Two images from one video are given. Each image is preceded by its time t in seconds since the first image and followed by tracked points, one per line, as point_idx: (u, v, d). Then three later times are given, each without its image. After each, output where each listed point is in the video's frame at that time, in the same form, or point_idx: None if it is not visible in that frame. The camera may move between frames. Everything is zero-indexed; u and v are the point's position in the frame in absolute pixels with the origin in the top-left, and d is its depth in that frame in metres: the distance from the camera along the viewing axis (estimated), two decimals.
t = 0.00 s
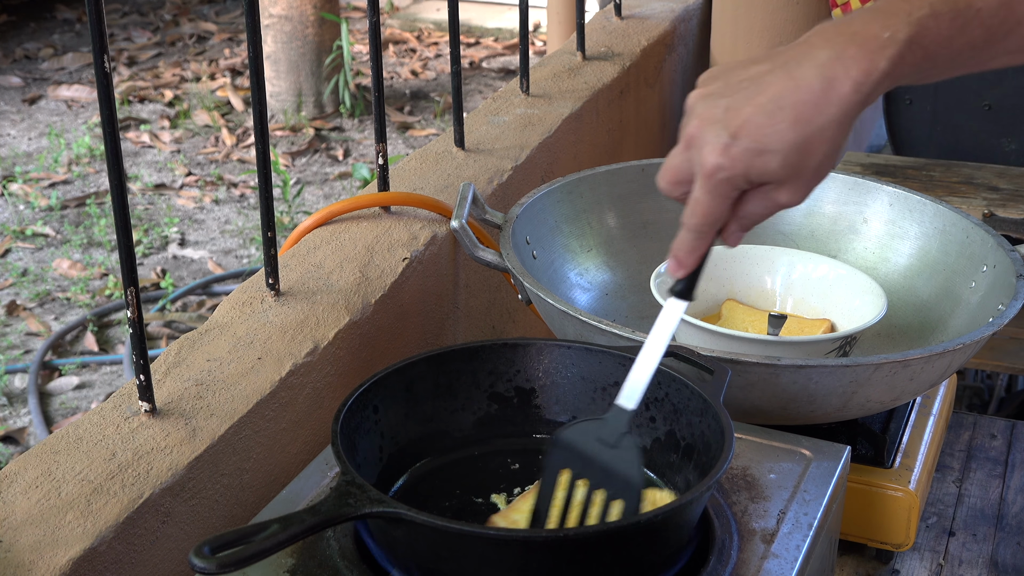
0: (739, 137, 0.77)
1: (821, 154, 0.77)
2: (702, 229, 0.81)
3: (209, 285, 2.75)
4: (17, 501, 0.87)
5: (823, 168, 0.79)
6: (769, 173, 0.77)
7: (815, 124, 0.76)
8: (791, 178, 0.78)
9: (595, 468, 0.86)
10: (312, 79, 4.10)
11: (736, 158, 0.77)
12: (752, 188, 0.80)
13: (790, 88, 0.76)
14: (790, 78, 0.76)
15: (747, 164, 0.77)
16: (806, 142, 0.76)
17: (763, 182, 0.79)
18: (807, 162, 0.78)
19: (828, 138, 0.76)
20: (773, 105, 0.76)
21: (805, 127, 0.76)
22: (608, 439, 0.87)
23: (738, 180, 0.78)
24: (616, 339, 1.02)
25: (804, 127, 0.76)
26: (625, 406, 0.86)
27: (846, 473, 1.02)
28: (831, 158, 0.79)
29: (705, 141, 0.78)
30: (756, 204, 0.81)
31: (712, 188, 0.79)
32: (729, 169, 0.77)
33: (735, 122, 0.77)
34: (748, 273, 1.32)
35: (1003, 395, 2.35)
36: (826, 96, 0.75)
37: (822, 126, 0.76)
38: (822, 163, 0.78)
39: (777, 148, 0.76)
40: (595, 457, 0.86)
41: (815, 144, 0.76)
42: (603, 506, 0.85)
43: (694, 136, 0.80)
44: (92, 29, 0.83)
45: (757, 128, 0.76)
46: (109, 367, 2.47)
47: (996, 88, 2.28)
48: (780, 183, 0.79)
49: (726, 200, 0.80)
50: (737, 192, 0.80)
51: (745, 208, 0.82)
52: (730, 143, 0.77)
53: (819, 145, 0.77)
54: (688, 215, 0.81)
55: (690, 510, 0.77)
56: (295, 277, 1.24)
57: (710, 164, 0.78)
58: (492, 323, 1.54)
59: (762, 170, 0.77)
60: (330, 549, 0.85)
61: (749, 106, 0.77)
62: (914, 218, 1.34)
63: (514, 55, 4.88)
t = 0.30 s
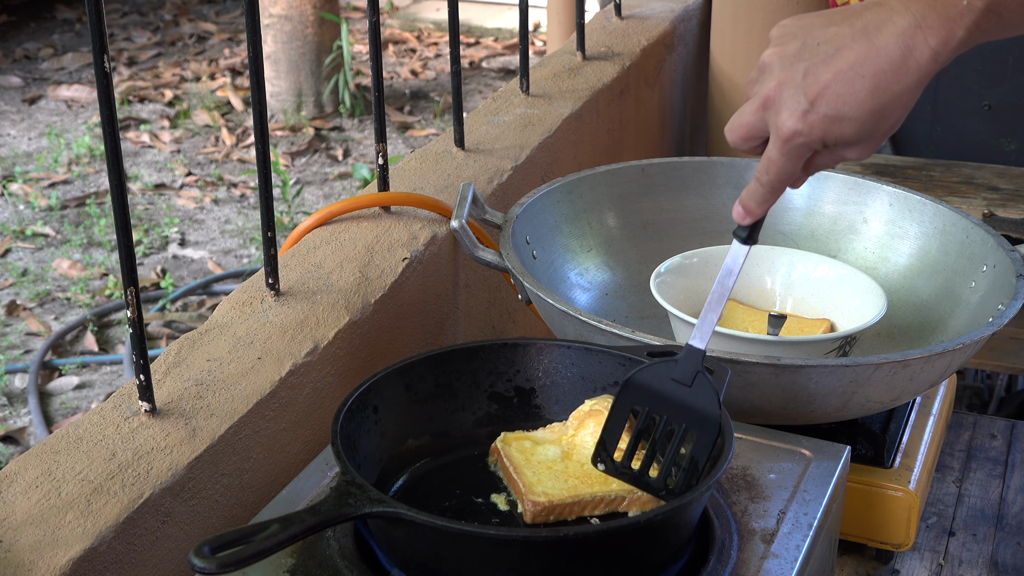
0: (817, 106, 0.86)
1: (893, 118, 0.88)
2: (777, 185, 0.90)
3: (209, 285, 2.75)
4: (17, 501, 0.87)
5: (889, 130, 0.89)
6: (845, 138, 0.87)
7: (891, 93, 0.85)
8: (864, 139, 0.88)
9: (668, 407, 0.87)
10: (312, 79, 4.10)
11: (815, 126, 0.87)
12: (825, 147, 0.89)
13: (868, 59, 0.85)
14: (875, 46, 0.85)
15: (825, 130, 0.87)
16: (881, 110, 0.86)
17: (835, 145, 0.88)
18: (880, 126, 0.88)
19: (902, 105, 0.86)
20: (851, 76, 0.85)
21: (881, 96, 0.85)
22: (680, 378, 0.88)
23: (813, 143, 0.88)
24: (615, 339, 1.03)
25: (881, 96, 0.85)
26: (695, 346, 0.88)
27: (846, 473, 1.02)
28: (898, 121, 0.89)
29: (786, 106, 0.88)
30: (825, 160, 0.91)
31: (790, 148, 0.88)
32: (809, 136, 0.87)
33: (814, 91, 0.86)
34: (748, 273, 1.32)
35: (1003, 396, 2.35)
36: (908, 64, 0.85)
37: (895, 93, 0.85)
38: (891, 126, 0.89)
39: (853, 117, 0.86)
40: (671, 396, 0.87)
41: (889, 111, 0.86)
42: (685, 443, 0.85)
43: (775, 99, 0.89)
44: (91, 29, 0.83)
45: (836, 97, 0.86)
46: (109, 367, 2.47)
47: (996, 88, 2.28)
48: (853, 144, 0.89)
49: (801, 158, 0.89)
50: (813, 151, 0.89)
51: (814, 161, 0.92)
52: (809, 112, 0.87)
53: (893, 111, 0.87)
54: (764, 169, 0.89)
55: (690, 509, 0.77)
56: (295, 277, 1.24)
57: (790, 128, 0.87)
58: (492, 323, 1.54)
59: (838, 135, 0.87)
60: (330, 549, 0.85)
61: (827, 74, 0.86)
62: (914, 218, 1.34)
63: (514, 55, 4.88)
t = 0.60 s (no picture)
0: (825, 91, 0.95)
1: (907, 101, 0.94)
2: (788, 177, 1.00)
3: (209, 285, 2.75)
4: (17, 501, 0.87)
5: (908, 118, 0.95)
6: (854, 120, 0.94)
7: (901, 74, 0.93)
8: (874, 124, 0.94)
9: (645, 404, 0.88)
10: (312, 79, 4.10)
11: (823, 108, 0.95)
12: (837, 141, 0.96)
13: (882, 44, 0.94)
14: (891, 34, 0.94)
15: (833, 112, 0.94)
16: (891, 90, 0.93)
17: (847, 132, 0.95)
18: (894, 108, 0.94)
19: (914, 86, 0.93)
20: (861, 60, 0.94)
21: (890, 77, 0.93)
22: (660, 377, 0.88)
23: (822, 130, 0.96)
24: (615, 339, 1.03)
25: (892, 77, 0.93)
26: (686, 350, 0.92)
27: (846, 473, 1.02)
28: (916, 108, 0.94)
29: (797, 96, 0.97)
30: (843, 163, 0.96)
31: (800, 137, 0.98)
32: (816, 118, 0.95)
33: (825, 77, 0.96)
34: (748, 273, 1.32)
35: (1003, 396, 2.35)
36: (924, 48, 0.93)
37: (907, 75, 0.93)
38: (907, 111, 0.94)
39: (860, 97, 0.93)
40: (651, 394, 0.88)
41: (900, 91, 0.93)
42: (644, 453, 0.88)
43: (789, 94, 0.99)
44: (91, 29, 0.83)
45: (844, 81, 0.94)
46: (109, 367, 2.47)
47: (996, 87, 2.28)
48: (864, 131, 0.94)
49: (812, 151, 0.98)
50: (825, 143, 0.97)
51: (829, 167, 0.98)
52: (817, 96, 0.95)
53: (906, 92, 0.93)
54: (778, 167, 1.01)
55: (690, 509, 0.76)
56: (295, 277, 1.24)
57: (799, 113, 0.96)
58: (492, 323, 1.54)
59: (846, 117, 0.94)
60: (330, 549, 0.85)
61: (838, 61, 0.95)
62: (914, 218, 1.33)
63: (514, 55, 4.88)
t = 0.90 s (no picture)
0: (823, 109, 0.95)
1: (905, 113, 0.92)
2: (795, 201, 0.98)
3: (209, 285, 2.75)
4: (17, 501, 0.87)
5: (908, 132, 0.92)
6: (849, 132, 0.92)
7: (898, 87, 0.92)
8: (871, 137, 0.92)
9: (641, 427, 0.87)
10: (312, 79, 4.10)
11: (819, 124, 0.94)
12: (840, 159, 0.94)
13: (880, 64, 0.96)
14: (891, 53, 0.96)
15: (830, 127, 0.94)
16: (887, 103, 0.92)
17: (845, 148, 0.93)
18: (891, 120, 0.92)
19: (912, 96, 0.92)
20: (859, 80, 0.95)
21: (886, 89, 0.93)
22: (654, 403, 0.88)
23: (819, 146, 0.95)
24: (615, 339, 1.03)
25: (886, 91, 0.92)
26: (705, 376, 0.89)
27: (846, 473, 1.02)
28: (916, 122, 0.92)
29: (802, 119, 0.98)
30: (847, 183, 0.92)
31: (802, 159, 0.97)
32: (813, 133, 0.94)
33: (825, 99, 0.97)
34: (748, 273, 1.32)
35: (1003, 395, 2.35)
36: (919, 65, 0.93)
37: (905, 88, 0.92)
38: (906, 125, 0.92)
39: (856, 111, 0.92)
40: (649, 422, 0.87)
41: (897, 103, 0.92)
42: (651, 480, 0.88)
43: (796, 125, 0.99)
44: (91, 29, 0.83)
45: (842, 99, 0.94)
46: (109, 367, 2.47)
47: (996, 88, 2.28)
48: (863, 144, 0.92)
49: (817, 173, 0.96)
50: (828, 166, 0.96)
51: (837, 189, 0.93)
52: (816, 115, 0.96)
53: (903, 103, 0.92)
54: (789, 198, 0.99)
55: (690, 509, 0.76)
56: (295, 277, 1.24)
57: (799, 134, 0.97)
58: (493, 322, 1.54)
59: (842, 131, 0.93)
60: (330, 548, 0.85)
61: (840, 86, 0.97)
62: (914, 218, 1.33)
63: (514, 55, 4.88)
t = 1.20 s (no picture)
0: (826, 104, 0.97)
1: (904, 112, 0.93)
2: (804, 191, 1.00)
3: (209, 285, 2.75)
4: (17, 501, 0.87)
5: (907, 131, 0.93)
6: (850, 131, 0.94)
7: (898, 85, 0.94)
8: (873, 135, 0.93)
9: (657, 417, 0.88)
10: (312, 79, 4.10)
11: (821, 119, 0.96)
12: (842, 154, 0.96)
13: (883, 59, 0.96)
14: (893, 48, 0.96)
15: (831, 121, 0.96)
16: (887, 102, 0.93)
17: (846, 145, 0.95)
18: (891, 118, 0.93)
19: (911, 96, 0.93)
20: (861, 75, 0.96)
21: (886, 88, 0.94)
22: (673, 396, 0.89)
23: (822, 140, 0.97)
24: (615, 339, 1.03)
25: (887, 88, 0.94)
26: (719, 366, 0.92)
27: (846, 473, 1.02)
28: (914, 121, 0.93)
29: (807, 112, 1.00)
30: (851, 179, 0.95)
31: (806, 152, 0.99)
32: (815, 128, 0.97)
33: (829, 93, 0.98)
34: (748, 273, 1.32)
35: (1003, 395, 2.35)
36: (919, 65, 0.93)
37: (905, 86, 0.93)
38: (905, 125, 0.93)
39: (856, 108, 0.94)
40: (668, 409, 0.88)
41: (896, 102, 0.93)
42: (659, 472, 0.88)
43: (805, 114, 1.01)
44: (91, 29, 0.83)
45: (844, 95, 0.96)
46: (109, 367, 2.47)
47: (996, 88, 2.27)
48: (864, 142, 0.94)
49: (821, 166, 0.99)
50: (832, 159, 0.98)
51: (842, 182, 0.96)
52: (819, 109, 0.98)
53: (901, 103, 0.93)
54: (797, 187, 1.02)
55: (690, 509, 0.76)
56: (295, 277, 1.24)
57: (802, 127, 0.99)
58: (493, 322, 1.54)
59: (843, 128, 0.94)
60: (330, 549, 0.85)
61: (843, 79, 0.98)
62: (914, 218, 1.33)
63: (514, 55, 4.88)
